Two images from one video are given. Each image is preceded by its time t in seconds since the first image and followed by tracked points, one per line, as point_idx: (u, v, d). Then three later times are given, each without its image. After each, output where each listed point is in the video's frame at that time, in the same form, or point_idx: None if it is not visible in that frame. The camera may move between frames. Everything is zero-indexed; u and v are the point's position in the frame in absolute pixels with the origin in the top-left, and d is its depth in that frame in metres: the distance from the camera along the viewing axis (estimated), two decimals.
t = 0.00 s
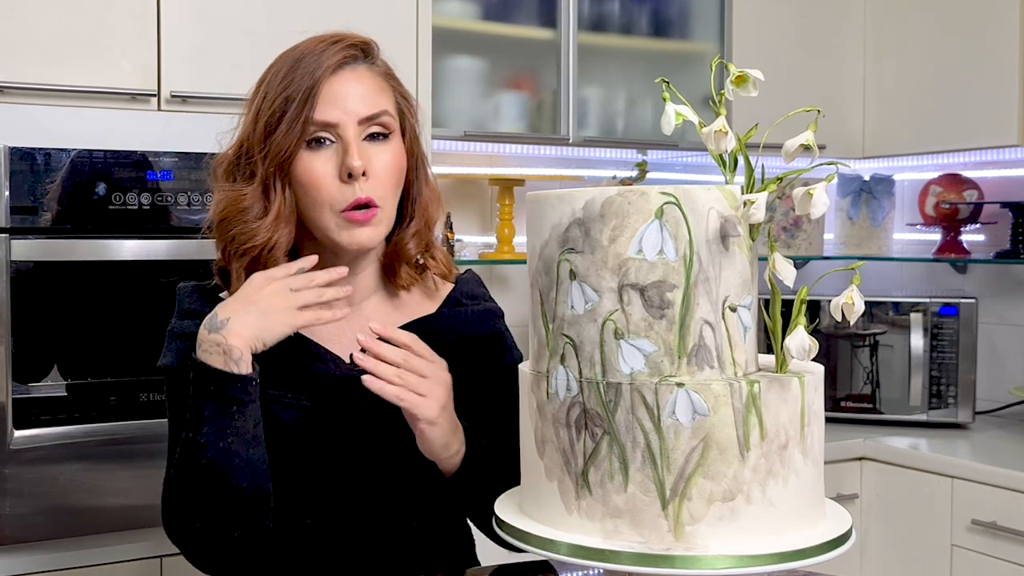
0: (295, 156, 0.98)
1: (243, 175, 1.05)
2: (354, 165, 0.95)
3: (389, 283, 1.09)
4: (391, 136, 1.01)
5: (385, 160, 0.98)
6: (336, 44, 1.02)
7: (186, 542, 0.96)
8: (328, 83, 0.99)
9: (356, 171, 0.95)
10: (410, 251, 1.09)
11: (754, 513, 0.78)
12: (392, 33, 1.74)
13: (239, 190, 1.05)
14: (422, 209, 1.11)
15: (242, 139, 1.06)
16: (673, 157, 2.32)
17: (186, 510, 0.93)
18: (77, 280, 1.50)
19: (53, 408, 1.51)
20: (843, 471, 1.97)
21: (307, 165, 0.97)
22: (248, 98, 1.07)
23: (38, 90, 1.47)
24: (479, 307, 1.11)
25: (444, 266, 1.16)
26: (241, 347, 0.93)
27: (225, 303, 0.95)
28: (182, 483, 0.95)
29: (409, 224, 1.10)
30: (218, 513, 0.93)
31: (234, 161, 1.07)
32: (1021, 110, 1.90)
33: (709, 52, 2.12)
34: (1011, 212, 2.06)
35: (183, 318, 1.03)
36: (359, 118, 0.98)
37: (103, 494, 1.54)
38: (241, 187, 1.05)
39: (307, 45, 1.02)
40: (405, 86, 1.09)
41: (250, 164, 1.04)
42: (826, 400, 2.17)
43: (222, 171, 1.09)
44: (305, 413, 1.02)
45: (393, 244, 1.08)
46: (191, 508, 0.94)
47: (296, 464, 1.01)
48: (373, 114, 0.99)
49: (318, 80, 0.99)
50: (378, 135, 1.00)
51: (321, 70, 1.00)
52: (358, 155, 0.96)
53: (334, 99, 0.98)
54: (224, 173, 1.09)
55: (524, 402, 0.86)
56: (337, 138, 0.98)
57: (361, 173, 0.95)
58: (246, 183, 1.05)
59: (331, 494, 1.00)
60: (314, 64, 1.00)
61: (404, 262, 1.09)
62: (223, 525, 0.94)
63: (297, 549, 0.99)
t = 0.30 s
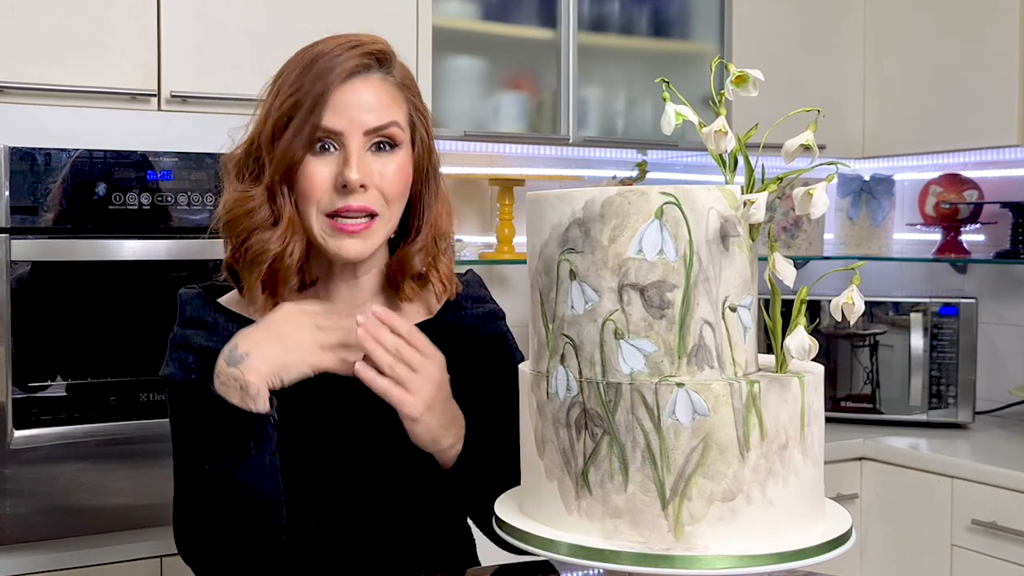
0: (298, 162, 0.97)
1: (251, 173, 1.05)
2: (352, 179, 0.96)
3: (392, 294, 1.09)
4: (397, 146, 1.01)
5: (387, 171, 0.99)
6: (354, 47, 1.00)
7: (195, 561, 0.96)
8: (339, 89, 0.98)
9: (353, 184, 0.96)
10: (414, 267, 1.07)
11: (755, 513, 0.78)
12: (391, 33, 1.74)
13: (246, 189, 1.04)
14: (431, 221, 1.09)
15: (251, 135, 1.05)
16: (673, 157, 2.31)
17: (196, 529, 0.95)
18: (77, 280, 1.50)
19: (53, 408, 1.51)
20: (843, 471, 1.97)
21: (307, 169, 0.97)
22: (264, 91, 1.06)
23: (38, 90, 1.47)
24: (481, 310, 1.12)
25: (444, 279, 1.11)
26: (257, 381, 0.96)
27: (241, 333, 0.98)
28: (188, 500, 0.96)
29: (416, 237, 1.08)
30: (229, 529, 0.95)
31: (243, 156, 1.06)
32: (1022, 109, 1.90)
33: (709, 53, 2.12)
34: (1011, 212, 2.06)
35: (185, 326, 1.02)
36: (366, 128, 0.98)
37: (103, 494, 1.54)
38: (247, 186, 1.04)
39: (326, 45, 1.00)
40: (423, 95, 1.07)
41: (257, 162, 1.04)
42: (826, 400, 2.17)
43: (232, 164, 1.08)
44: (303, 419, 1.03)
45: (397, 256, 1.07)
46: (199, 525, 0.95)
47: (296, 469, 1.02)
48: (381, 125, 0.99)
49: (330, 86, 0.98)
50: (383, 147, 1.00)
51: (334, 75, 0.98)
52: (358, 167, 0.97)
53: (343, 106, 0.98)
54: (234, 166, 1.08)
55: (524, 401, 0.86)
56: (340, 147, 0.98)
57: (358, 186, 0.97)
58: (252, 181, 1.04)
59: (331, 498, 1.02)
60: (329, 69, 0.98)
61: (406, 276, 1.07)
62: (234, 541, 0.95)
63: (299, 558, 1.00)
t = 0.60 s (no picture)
0: (302, 167, 0.97)
1: (256, 179, 1.05)
2: (356, 183, 0.95)
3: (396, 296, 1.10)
4: (402, 150, 1.00)
5: (392, 176, 0.98)
6: (358, 49, 1.01)
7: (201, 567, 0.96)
8: (342, 92, 0.98)
9: (357, 189, 0.95)
10: (422, 271, 1.09)
11: (755, 513, 0.78)
12: (391, 33, 1.74)
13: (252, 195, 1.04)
14: (438, 225, 1.12)
15: (256, 138, 1.05)
16: (673, 157, 2.31)
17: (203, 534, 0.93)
18: (77, 280, 1.50)
19: (53, 408, 1.51)
20: (843, 471, 1.97)
21: (311, 174, 0.97)
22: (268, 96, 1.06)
23: (38, 90, 1.47)
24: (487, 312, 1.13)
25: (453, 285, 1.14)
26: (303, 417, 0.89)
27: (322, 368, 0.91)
28: (195, 507, 0.95)
29: (423, 241, 1.10)
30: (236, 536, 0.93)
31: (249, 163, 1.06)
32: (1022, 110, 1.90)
33: (709, 52, 2.12)
34: (1011, 212, 2.06)
35: (185, 330, 1.04)
36: (369, 132, 0.98)
37: (103, 494, 1.54)
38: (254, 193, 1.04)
39: (329, 47, 1.01)
40: (427, 98, 1.07)
41: (263, 168, 1.04)
42: (826, 400, 2.17)
43: (237, 171, 1.08)
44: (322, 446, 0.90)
45: (405, 262, 1.09)
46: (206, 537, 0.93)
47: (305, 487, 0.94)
48: (385, 129, 0.98)
49: (333, 88, 0.97)
50: (388, 151, 0.99)
51: (337, 77, 0.98)
52: (362, 171, 0.96)
53: (346, 109, 0.97)
54: (239, 173, 1.08)
55: (524, 401, 0.86)
56: (344, 151, 0.97)
57: (363, 191, 0.95)
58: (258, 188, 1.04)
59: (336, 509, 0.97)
60: (332, 71, 0.98)
61: (415, 282, 1.09)
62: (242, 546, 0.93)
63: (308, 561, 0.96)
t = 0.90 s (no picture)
0: (300, 155, 0.97)
1: (253, 173, 1.05)
2: (353, 169, 0.94)
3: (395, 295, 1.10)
4: (400, 140, 1.00)
5: (390, 166, 0.98)
6: (355, 39, 1.03)
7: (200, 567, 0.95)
8: (339, 80, 0.99)
9: (354, 174, 0.94)
10: (418, 267, 1.08)
11: (755, 513, 0.78)
12: (391, 33, 1.74)
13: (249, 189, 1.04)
14: (436, 221, 1.11)
15: (254, 133, 1.05)
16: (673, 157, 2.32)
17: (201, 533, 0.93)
18: (77, 280, 1.50)
19: (53, 408, 1.51)
20: (843, 471, 1.97)
21: (308, 162, 0.97)
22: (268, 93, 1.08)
23: (38, 90, 1.47)
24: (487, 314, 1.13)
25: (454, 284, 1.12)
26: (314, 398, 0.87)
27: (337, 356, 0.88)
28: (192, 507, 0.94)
29: (421, 237, 1.10)
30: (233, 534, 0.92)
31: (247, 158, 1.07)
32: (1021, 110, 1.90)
33: (709, 52, 2.12)
34: (1011, 212, 2.06)
35: (184, 329, 1.04)
36: (367, 119, 0.98)
37: (103, 493, 1.54)
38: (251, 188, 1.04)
39: (327, 39, 1.02)
40: (426, 93, 1.08)
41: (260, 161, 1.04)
42: (826, 400, 2.17)
43: (235, 168, 1.09)
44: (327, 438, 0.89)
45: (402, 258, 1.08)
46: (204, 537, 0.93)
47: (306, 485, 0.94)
48: (383, 117, 0.98)
49: (330, 76, 0.99)
50: (386, 140, 0.99)
51: (334, 65, 0.99)
52: (359, 157, 0.96)
53: (344, 97, 0.98)
54: (237, 171, 1.08)
55: (524, 401, 0.86)
56: (341, 139, 0.97)
57: (360, 177, 0.95)
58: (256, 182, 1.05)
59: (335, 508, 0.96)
60: (329, 60, 1.00)
61: (412, 278, 1.08)
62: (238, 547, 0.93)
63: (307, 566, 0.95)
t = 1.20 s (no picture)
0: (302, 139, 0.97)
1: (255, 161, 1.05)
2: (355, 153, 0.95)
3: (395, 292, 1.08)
4: (402, 130, 1.00)
5: (392, 153, 0.98)
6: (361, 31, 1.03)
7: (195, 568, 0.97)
8: (344, 69, 0.99)
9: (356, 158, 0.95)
10: (416, 259, 1.06)
11: (754, 513, 0.78)
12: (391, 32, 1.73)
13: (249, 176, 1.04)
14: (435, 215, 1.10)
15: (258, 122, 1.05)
16: (673, 157, 2.31)
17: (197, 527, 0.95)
18: (76, 280, 1.50)
19: (53, 408, 1.51)
20: (843, 471, 1.97)
21: (311, 147, 0.97)
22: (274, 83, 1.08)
23: (38, 90, 1.47)
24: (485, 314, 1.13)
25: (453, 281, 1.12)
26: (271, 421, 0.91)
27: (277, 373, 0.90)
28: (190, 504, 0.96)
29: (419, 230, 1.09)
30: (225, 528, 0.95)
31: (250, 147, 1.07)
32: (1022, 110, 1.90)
33: (709, 52, 2.12)
34: (1011, 212, 2.06)
35: (180, 329, 1.04)
36: (370, 107, 0.98)
37: (102, 493, 1.54)
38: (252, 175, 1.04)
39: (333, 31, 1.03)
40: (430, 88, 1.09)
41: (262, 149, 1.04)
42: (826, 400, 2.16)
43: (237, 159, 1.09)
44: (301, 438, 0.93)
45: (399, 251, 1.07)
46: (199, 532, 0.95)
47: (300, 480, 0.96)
48: (385, 105, 0.99)
49: (335, 65, 0.99)
50: (388, 129, 0.99)
51: (339, 55, 1.00)
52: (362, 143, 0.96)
53: (349, 85, 0.98)
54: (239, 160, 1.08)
55: (524, 401, 0.86)
56: (344, 125, 0.97)
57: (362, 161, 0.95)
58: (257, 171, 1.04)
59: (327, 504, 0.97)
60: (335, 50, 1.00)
61: (409, 271, 1.06)
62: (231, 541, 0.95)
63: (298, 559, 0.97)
